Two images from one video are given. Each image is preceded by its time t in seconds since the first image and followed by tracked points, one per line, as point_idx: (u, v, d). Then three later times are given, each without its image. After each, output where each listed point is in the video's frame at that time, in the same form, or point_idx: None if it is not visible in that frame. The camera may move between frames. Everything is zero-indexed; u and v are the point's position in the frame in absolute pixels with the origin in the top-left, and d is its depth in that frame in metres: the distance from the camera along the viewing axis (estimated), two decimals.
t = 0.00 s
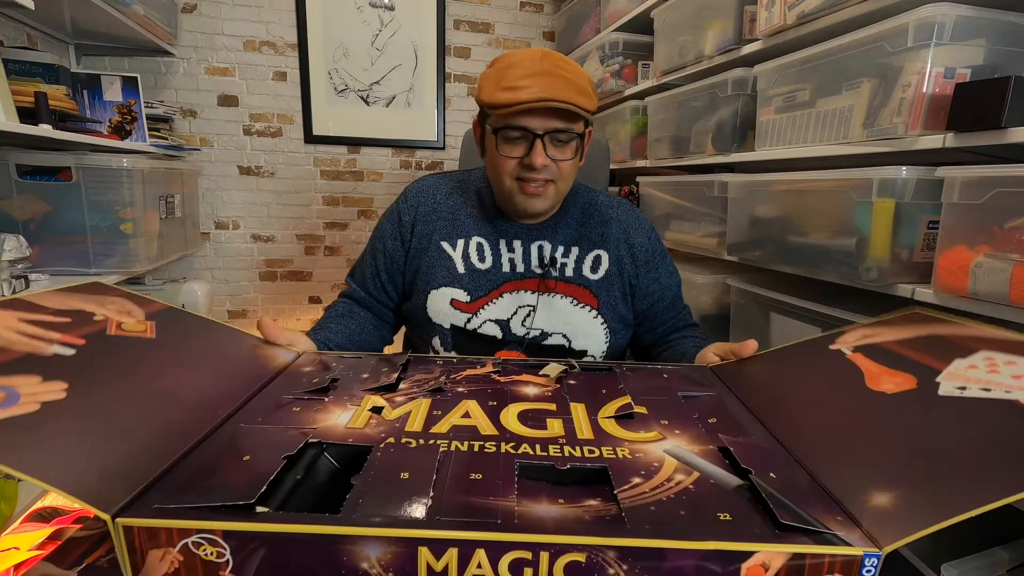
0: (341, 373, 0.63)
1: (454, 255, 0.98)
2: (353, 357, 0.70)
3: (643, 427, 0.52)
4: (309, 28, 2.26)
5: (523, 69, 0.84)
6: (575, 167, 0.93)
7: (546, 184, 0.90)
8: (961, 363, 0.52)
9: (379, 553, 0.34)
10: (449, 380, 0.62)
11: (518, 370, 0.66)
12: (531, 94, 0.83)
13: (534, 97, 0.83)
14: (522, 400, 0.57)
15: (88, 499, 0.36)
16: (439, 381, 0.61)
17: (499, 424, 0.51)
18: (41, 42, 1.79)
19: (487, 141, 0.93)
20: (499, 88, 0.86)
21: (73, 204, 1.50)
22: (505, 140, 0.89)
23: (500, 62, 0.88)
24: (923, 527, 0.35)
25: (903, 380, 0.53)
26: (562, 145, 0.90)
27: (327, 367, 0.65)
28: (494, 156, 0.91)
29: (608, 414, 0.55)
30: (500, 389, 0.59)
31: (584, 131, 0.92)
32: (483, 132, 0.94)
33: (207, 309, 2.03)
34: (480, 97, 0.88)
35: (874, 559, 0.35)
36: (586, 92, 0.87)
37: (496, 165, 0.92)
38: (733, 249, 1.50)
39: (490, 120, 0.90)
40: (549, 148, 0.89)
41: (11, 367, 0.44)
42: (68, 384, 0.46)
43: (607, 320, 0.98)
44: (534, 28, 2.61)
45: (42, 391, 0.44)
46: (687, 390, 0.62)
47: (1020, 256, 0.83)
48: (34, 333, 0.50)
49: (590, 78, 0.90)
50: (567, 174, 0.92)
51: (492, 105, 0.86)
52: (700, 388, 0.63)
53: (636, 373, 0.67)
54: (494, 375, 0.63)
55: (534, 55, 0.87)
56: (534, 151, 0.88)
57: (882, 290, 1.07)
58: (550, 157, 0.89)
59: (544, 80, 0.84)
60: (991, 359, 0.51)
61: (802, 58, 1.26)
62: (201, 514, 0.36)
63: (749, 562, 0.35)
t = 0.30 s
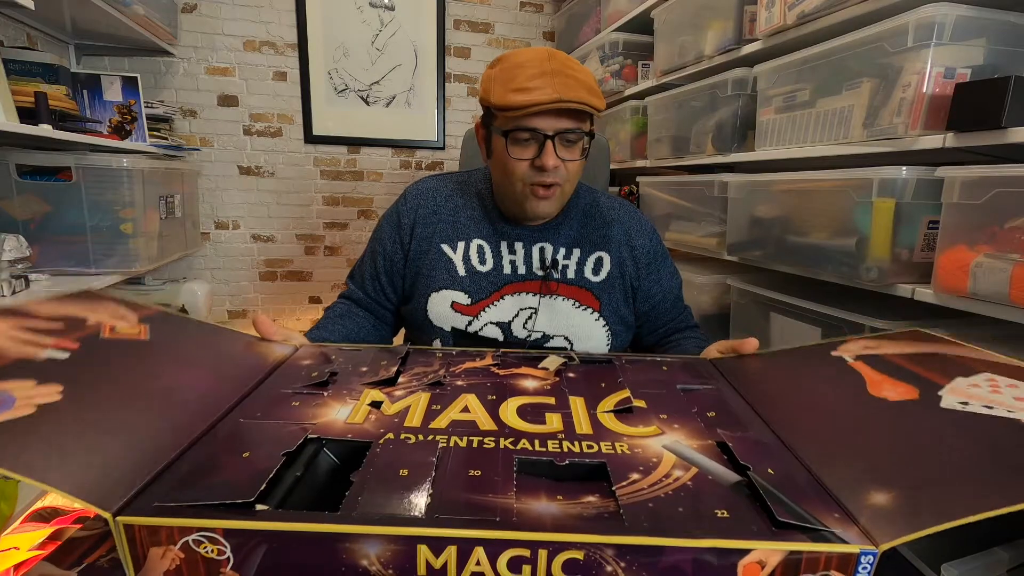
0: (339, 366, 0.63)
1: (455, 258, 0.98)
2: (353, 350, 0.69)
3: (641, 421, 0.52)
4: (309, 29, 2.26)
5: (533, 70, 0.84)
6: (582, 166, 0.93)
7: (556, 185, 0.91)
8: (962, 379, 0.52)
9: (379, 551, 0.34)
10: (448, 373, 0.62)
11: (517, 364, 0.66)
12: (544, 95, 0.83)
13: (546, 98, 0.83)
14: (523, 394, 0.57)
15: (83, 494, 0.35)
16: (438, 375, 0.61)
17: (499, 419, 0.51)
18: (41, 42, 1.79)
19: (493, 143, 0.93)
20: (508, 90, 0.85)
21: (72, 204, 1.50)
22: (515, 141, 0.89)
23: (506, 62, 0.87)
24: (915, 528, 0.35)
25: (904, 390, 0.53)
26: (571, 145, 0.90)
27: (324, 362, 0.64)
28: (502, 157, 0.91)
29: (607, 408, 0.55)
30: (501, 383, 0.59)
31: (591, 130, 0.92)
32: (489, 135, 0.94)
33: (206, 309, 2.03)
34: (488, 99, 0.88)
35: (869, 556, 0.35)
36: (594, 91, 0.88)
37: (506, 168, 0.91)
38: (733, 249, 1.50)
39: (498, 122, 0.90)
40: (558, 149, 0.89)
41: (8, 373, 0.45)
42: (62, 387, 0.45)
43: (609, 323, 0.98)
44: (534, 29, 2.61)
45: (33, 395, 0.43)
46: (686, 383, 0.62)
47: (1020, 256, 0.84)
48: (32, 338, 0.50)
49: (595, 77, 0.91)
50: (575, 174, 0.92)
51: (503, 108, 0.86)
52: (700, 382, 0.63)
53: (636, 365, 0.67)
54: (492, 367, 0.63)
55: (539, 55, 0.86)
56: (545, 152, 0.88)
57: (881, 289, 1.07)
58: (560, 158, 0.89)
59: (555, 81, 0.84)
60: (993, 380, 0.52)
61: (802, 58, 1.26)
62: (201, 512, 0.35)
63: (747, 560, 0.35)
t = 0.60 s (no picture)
0: (344, 278, 0.56)
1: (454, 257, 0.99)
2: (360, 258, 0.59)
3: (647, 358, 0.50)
4: (309, 29, 2.26)
5: (522, 56, 0.87)
6: (575, 155, 0.94)
7: (545, 170, 0.92)
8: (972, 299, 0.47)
9: (407, 504, 0.37)
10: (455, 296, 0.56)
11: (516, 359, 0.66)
12: (530, 74, 0.85)
13: (533, 78, 0.86)
14: (528, 316, 0.54)
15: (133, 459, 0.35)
16: (445, 292, 0.56)
17: (508, 353, 0.50)
18: (41, 42, 1.79)
19: (487, 131, 0.96)
20: (498, 74, 0.89)
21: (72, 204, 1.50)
22: (505, 127, 0.91)
23: (500, 51, 0.91)
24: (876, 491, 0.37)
25: (903, 316, 0.49)
26: (562, 131, 0.91)
27: (343, 257, 0.59)
28: (494, 144, 0.94)
29: (608, 338, 0.52)
30: (505, 302, 0.55)
31: (584, 119, 0.94)
32: (484, 122, 0.97)
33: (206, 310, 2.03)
34: (480, 86, 0.91)
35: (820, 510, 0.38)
36: (585, 78, 0.90)
37: (496, 151, 0.94)
38: (733, 248, 1.50)
39: (490, 108, 0.93)
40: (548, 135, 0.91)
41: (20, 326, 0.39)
42: (85, 336, 0.41)
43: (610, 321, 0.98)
44: (534, 29, 2.61)
45: (61, 350, 0.39)
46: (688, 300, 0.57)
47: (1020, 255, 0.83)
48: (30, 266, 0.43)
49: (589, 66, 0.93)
50: (566, 162, 0.93)
51: (491, 88, 0.89)
52: (744, 292, 0.57)
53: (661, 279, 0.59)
54: (497, 278, 0.58)
55: (530, 43, 0.89)
56: (533, 136, 0.90)
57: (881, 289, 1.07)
58: (549, 143, 0.90)
59: (543, 63, 0.86)
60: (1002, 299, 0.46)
61: (802, 58, 1.26)
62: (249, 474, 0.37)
63: (715, 512, 0.38)
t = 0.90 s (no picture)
0: (351, 265, 0.59)
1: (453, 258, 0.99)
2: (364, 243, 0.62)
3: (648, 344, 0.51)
4: (309, 28, 2.26)
5: (520, 55, 0.87)
6: (570, 157, 0.94)
7: (540, 171, 0.91)
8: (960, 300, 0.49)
9: (415, 486, 0.40)
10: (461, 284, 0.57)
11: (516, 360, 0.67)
12: (525, 73, 0.86)
13: (527, 77, 0.86)
14: (531, 303, 0.55)
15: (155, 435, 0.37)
16: (449, 279, 0.58)
17: (511, 339, 0.51)
18: (41, 42, 1.79)
19: (484, 130, 0.96)
20: (495, 73, 0.89)
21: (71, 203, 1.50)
22: (500, 126, 0.91)
23: (500, 50, 0.91)
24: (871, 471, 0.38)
25: (897, 310, 0.50)
26: (558, 132, 0.91)
27: (348, 242, 0.62)
28: (490, 143, 0.94)
29: (610, 324, 0.53)
30: (508, 289, 0.57)
31: (581, 121, 0.94)
32: (482, 122, 0.97)
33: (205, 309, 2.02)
34: (478, 84, 0.92)
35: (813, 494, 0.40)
36: (581, 80, 0.90)
37: (492, 150, 0.94)
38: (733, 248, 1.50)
39: (488, 108, 0.93)
40: (543, 135, 0.91)
41: (38, 318, 0.41)
42: (100, 327, 0.42)
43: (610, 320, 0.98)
44: (534, 28, 2.61)
45: (77, 341, 0.41)
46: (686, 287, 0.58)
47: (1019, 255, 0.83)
48: (43, 266, 0.45)
49: (587, 68, 0.93)
50: (562, 163, 0.93)
51: (488, 87, 0.90)
52: (743, 284, 0.59)
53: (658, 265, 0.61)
54: (499, 264, 0.60)
55: (529, 43, 0.90)
56: (528, 135, 0.90)
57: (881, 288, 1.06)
58: (544, 144, 0.90)
59: (539, 62, 0.86)
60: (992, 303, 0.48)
61: (802, 58, 1.26)
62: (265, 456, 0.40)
63: (712, 494, 0.40)
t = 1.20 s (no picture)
0: (348, 249, 0.58)
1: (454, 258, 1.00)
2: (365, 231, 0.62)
3: (651, 311, 0.50)
4: (309, 28, 2.26)
5: (518, 53, 0.88)
6: (569, 156, 0.94)
7: (538, 170, 0.92)
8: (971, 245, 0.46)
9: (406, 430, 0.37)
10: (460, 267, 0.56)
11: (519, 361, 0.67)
12: (523, 72, 0.85)
13: (525, 76, 0.85)
14: (531, 282, 0.54)
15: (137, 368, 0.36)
16: (449, 262, 0.57)
17: (509, 308, 0.49)
18: (41, 43, 1.79)
19: (483, 129, 0.97)
20: (494, 71, 0.89)
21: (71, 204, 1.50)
22: (499, 125, 0.92)
23: (499, 48, 0.92)
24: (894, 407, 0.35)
25: (907, 265, 0.48)
26: (557, 131, 0.91)
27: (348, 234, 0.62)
28: (489, 142, 0.94)
29: (612, 298, 0.52)
30: (508, 269, 0.56)
31: (580, 119, 0.94)
32: (481, 121, 0.98)
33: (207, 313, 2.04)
34: (476, 83, 0.92)
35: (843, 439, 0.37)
36: (580, 78, 0.90)
37: (491, 149, 0.94)
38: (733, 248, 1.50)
39: (486, 106, 0.94)
40: (542, 133, 0.91)
41: (32, 227, 0.39)
42: (97, 252, 0.41)
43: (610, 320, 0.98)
44: (534, 28, 2.61)
45: (72, 258, 0.39)
46: (685, 272, 0.57)
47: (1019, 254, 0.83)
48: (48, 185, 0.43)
49: (586, 66, 0.92)
50: (560, 163, 0.93)
51: (487, 85, 0.90)
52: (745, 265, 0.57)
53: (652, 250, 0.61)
54: (500, 252, 0.60)
55: (528, 41, 0.90)
56: (526, 135, 0.90)
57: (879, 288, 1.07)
58: (542, 143, 0.90)
59: (537, 61, 0.86)
60: (1004, 241, 0.45)
61: (802, 58, 1.26)
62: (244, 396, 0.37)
63: (732, 442, 0.37)
